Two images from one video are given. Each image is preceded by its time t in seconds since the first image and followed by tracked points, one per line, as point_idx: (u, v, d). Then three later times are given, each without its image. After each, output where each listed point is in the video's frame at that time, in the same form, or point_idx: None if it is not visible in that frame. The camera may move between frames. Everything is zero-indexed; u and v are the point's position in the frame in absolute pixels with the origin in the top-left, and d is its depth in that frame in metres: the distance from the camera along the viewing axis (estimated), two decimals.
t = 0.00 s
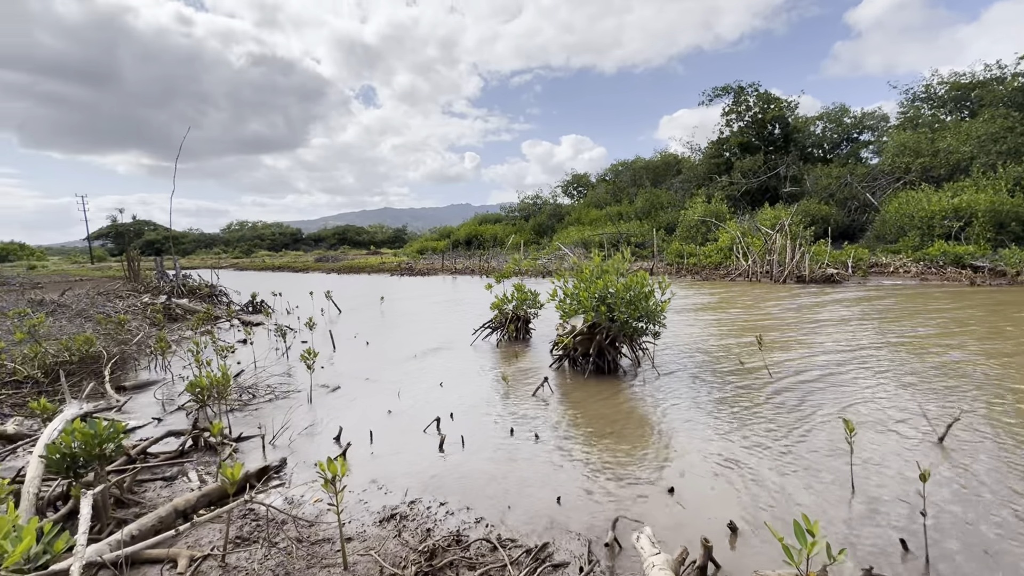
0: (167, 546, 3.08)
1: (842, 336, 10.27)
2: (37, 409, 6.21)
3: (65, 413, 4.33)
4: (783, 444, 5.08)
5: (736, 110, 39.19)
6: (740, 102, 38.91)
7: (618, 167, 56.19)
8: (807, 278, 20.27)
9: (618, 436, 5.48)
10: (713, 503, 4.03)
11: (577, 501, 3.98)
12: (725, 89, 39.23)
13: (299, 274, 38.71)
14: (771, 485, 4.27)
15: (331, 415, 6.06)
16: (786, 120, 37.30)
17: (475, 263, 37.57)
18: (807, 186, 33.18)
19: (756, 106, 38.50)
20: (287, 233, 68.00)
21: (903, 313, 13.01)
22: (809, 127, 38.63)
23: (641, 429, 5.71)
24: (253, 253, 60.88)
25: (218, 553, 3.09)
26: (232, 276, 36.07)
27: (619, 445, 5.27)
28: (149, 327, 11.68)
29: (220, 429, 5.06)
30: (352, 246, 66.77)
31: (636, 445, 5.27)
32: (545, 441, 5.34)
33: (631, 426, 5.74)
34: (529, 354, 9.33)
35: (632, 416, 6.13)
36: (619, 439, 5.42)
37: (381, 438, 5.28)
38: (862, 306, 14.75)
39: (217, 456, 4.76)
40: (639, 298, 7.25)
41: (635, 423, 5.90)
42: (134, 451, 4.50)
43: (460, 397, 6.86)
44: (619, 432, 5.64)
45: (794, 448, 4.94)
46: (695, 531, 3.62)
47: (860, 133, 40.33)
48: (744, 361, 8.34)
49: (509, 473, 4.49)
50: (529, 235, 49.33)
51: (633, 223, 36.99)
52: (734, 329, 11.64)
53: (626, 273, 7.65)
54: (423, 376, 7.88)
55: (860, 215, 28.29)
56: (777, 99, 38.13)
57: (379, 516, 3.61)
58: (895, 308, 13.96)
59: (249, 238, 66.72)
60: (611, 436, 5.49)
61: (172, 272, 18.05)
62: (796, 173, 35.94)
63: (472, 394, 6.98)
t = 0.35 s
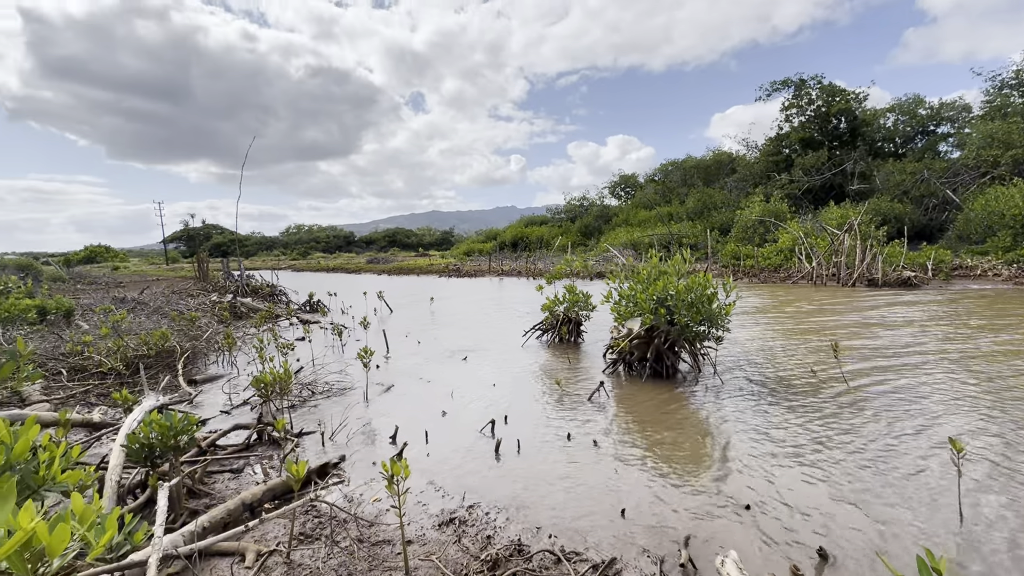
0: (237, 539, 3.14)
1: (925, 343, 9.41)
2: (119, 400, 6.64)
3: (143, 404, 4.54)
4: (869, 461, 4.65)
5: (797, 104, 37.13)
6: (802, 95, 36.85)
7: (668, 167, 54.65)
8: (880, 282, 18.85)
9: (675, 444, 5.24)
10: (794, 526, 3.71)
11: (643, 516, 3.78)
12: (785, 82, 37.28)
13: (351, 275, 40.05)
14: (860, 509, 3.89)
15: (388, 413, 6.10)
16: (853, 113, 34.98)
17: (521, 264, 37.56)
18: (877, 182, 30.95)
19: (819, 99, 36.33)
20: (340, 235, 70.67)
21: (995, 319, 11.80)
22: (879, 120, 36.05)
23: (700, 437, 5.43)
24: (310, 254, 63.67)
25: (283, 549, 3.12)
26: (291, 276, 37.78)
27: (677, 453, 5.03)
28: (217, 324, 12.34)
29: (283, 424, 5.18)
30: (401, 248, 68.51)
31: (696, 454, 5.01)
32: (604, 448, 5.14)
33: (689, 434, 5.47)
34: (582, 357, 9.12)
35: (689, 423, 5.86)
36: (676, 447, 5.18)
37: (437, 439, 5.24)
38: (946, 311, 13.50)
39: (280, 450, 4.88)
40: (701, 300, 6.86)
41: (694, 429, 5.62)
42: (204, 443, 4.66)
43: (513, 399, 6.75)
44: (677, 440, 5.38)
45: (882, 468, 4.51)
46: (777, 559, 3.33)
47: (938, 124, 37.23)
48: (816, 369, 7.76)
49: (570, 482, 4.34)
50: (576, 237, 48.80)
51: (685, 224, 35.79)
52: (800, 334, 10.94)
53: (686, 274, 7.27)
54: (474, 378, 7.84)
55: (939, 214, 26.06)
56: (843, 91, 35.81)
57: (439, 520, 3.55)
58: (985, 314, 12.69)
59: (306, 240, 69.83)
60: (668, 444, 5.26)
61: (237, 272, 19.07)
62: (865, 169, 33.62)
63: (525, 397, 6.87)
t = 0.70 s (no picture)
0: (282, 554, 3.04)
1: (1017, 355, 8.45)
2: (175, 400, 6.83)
3: (193, 407, 4.57)
4: (968, 493, 4.11)
5: (856, 97, 34.91)
6: (862, 88, 34.61)
7: (713, 166, 52.78)
8: (956, 287, 17.32)
9: (734, 463, 4.84)
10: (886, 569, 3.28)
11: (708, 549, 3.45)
12: (842, 74, 35.14)
13: (394, 277, 40.84)
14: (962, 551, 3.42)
15: (432, 420, 5.98)
16: (920, 105, 32.54)
17: (562, 267, 37.13)
18: (949, 179, 28.62)
19: (882, 91, 34.00)
20: (383, 238, 72.33)
21: None
22: (949, 111, 33.39)
23: (762, 456, 4.99)
24: (354, 256, 65.49)
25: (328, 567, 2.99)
26: (336, 279, 38.95)
27: (736, 474, 4.64)
28: (267, 325, 12.69)
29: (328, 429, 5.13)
30: (442, 250, 69.36)
31: (757, 475, 4.60)
32: (661, 466, 4.78)
33: (748, 452, 5.05)
34: (630, 365, 8.73)
35: (747, 439, 5.42)
36: (734, 467, 4.78)
37: (482, 449, 5.07)
38: None
39: (325, 456, 4.82)
40: (764, 307, 6.32)
41: (753, 447, 5.20)
42: (251, 447, 4.64)
43: (560, 408, 6.51)
44: (735, 458, 4.98)
45: (985, 502, 3.97)
46: None
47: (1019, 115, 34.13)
48: (893, 381, 7.05)
49: (625, 504, 4.04)
50: (617, 239, 47.81)
51: (733, 226, 34.33)
52: (868, 342, 10.11)
53: (746, 279, 6.73)
54: (519, 384, 7.64)
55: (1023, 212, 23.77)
56: (908, 82, 33.37)
57: (488, 541, 3.37)
58: None
59: (351, 243, 71.94)
60: (725, 463, 4.86)
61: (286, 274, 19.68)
62: (933, 165, 31.22)
63: (572, 406, 6.60)
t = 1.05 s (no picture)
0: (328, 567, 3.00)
1: None
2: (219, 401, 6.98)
3: (237, 410, 4.64)
4: None
5: (908, 92, 33.14)
6: (914, 81, 32.84)
7: (751, 166, 51.15)
8: None
9: (784, 482, 4.57)
10: None
11: None
12: (893, 67, 33.41)
13: (427, 279, 41.32)
14: None
15: (470, 427, 5.91)
16: (979, 98, 30.59)
17: (594, 270, 36.68)
18: (1013, 176, 26.74)
19: (937, 85, 32.14)
20: (415, 240, 73.37)
21: None
22: (1013, 103, 31.23)
23: (816, 475, 4.69)
24: (388, 259, 66.69)
25: None
26: (371, 281, 39.65)
27: (788, 494, 4.37)
28: (306, 327, 12.99)
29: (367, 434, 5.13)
30: (473, 252, 69.82)
31: (811, 496, 4.34)
32: (709, 484, 4.57)
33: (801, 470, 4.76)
34: (670, 372, 8.44)
35: (798, 455, 5.12)
36: (785, 486, 4.51)
37: (522, 460, 4.96)
38: None
39: (365, 462, 4.82)
40: (821, 314, 5.90)
41: (804, 464, 4.90)
42: (292, 451, 4.67)
43: (600, 417, 6.32)
44: (786, 476, 4.70)
45: None
46: None
47: None
48: (962, 394, 6.52)
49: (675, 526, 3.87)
50: (650, 241, 46.92)
51: (773, 227, 33.11)
52: (928, 350, 9.46)
53: (800, 285, 6.34)
54: (557, 391, 7.49)
55: None
56: (967, 73, 31.40)
57: (534, 561, 3.33)
58: None
59: (385, 246, 73.35)
60: (775, 481, 4.60)
61: (324, 276, 20.13)
62: (995, 161, 29.25)
63: (613, 415, 6.41)
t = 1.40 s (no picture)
0: None
1: None
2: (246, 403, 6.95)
3: (263, 414, 4.53)
4: None
5: (950, 87, 31.69)
6: (958, 75, 31.38)
7: (781, 166, 49.77)
8: None
9: (833, 496, 4.27)
10: None
11: None
12: (934, 61, 32.00)
13: (450, 282, 41.42)
14: None
15: (499, 434, 5.70)
16: None
17: (619, 272, 36.13)
18: None
19: (982, 79, 30.63)
20: (439, 243, 73.80)
21: None
22: None
23: (871, 491, 4.34)
24: (411, 261, 67.27)
25: None
26: (394, 283, 40.02)
27: (839, 510, 4.06)
28: (332, 328, 13.04)
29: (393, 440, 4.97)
30: (495, 255, 69.91)
31: (870, 515, 3.99)
32: (756, 500, 4.25)
33: (855, 484, 4.41)
34: (705, 379, 8.07)
35: (849, 468, 4.76)
36: (835, 501, 4.21)
37: (554, 472, 4.74)
38: None
39: (390, 470, 4.66)
40: (876, 320, 5.46)
41: (855, 477, 4.58)
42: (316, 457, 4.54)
43: (633, 426, 6.05)
44: (839, 492, 4.36)
45: None
46: None
47: None
48: None
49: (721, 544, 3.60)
50: (676, 243, 46.02)
51: (805, 228, 32.05)
52: (984, 357, 8.83)
53: (851, 288, 5.91)
54: (586, 398, 7.22)
55: None
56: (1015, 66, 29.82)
57: None
58: None
59: (408, 248, 74.03)
60: (822, 495, 4.30)
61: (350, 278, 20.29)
62: None
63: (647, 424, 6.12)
